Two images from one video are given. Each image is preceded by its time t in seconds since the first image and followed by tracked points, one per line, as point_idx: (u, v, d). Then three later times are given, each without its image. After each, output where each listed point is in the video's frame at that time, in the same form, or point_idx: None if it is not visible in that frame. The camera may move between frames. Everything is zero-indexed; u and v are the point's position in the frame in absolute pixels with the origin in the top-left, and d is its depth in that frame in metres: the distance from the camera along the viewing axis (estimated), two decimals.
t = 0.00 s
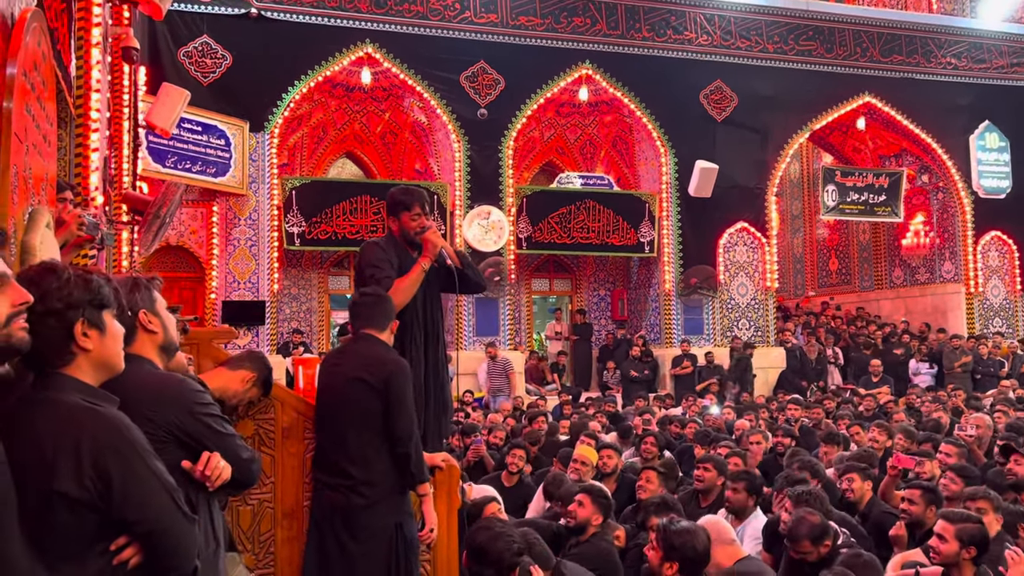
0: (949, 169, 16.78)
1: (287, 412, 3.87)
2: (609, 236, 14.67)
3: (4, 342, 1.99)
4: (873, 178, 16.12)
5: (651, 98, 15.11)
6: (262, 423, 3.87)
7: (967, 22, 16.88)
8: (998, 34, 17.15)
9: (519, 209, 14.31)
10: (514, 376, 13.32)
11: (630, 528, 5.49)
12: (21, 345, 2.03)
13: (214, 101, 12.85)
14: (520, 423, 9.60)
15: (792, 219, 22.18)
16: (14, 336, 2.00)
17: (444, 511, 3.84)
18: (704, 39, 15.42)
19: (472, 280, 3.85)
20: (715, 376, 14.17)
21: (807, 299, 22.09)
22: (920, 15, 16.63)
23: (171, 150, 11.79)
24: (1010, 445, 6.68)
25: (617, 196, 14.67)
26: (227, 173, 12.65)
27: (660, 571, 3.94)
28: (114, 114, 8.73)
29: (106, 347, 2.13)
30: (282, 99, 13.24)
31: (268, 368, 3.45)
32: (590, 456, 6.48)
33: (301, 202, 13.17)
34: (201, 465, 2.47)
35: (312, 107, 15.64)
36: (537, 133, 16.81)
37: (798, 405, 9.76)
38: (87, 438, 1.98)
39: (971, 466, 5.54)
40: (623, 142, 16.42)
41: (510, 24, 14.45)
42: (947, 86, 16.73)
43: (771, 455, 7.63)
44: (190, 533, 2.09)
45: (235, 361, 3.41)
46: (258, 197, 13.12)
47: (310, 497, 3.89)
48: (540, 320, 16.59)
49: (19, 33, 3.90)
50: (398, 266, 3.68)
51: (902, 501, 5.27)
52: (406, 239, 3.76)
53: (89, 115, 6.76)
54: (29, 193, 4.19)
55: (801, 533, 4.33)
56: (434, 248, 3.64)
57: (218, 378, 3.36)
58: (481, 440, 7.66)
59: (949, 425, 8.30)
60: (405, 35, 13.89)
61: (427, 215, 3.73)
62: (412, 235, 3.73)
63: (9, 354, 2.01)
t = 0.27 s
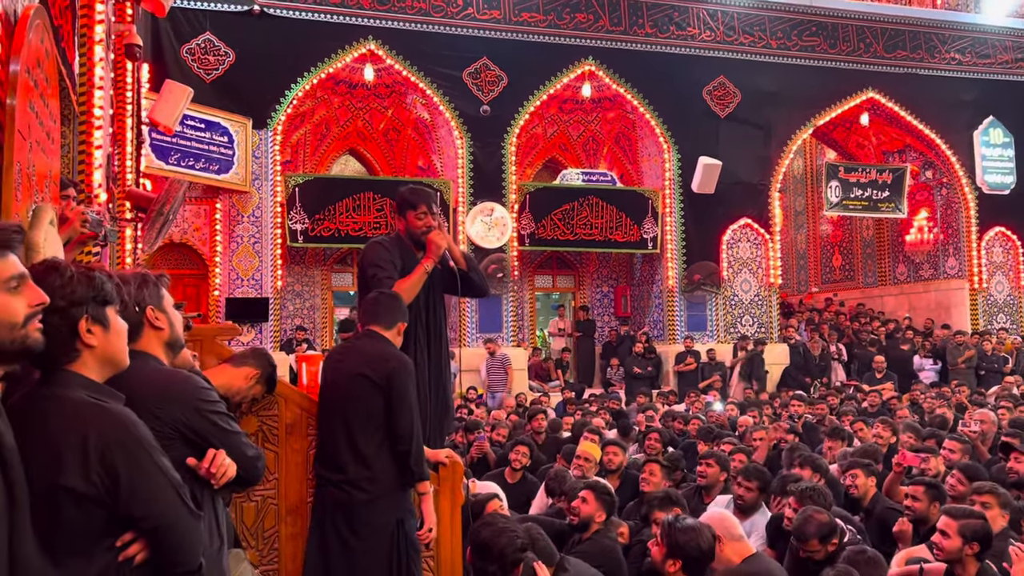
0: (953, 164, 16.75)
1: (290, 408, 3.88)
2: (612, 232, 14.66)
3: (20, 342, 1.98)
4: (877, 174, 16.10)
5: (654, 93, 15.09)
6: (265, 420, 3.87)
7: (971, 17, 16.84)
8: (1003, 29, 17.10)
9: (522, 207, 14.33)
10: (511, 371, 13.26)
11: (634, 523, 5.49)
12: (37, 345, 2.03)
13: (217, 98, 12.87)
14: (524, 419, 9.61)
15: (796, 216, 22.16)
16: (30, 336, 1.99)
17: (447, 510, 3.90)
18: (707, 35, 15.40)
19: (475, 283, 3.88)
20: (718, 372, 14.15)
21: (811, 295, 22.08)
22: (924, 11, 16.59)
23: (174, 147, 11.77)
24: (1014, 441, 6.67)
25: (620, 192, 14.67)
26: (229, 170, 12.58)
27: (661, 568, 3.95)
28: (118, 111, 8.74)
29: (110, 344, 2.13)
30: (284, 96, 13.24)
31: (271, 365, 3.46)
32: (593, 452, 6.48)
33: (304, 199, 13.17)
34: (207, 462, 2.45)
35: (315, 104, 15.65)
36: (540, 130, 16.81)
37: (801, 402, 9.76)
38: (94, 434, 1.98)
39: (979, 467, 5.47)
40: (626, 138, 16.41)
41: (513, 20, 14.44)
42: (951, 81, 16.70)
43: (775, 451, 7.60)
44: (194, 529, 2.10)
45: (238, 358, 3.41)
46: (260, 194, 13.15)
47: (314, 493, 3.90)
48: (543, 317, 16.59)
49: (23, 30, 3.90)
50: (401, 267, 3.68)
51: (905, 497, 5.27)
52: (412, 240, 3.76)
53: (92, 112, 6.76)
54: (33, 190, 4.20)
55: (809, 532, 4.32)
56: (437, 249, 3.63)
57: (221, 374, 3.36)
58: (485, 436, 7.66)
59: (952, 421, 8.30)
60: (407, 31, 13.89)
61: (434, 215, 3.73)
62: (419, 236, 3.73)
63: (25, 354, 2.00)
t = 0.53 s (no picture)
0: (955, 161, 16.73)
1: (292, 405, 3.88)
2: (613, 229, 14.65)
3: (34, 343, 1.92)
4: (879, 170, 16.09)
5: (656, 90, 15.08)
6: (267, 417, 3.86)
7: (974, 13, 16.81)
8: (1006, 25, 17.07)
9: (524, 203, 14.33)
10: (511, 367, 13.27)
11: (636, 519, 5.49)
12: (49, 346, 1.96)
13: (219, 94, 12.87)
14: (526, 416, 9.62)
15: (798, 212, 22.14)
16: (44, 337, 1.94)
17: (449, 508, 3.90)
18: (708, 32, 15.39)
19: (478, 287, 3.86)
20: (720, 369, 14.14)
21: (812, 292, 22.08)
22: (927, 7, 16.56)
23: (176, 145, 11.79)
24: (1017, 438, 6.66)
25: (622, 188, 14.65)
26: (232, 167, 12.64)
27: (666, 562, 3.94)
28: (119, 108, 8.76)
29: (118, 344, 2.14)
30: (286, 93, 13.23)
31: (274, 361, 3.46)
32: (595, 449, 6.48)
33: (306, 196, 13.16)
34: (209, 459, 2.45)
35: (317, 101, 15.64)
36: (542, 127, 16.81)
37: (803, 398, 9.76)
38: (98, 435, 1.98)
39: (983, 464, 5.44)
40: (628, 135, 16.40)
41: (514, 17, 14.43)
42: (954, 77, 16.67)
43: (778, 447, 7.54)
44: (195, 533, 2.09)
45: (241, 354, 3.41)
46: (262, 191, 13.17)
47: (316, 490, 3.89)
48: (545, 313, 16.59)
49: (25, 27, 3.90)
50: (405, 267, 3.69)
51: (908, 494, 5.26)
52: (417, 240, 3.76)
53: (95, 109, 6.76)
54: (35, 187, 4.20)
55: (808, 526, 4.31)
56: (441, 251, 3.60)
57: (223, 370, 3.35)
58: (487, 433, 7.67)
59: (955, 418, 8.28)
60: (408, 28, 13.88)
61: (439, 216, 3.72)
62: (424, 236, 3.73)
63: (38, 355, 1.94)
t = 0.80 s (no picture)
0: (956, 156, 16.71)
1: (293, 401, 3.88)
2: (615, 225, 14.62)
3: (41, 342, 1.92)
4: (880, 166, 16.07)
5: (657, 85, 15.06)
6: (268, 412, 3.88)
7: (976, 8, 16.78)
8: (1007, 20, 17.04)
9: (525, 199, 14.32)
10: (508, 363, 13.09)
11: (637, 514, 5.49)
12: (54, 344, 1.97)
13: (219, 90, 12.85)
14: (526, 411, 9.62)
15: (799, 208, 22.11)
16: (50, 335, 1.94)
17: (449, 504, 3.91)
18: (709, 27, 15.37)
19: (477, 294, 3.83)
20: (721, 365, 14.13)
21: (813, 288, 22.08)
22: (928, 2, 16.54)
23: (176, 140, 11.86)
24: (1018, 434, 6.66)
25: (624, 184, 14.63)
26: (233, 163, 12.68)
27: (668, 557, 3.93)
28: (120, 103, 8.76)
29: (124, 343, 2.12)
30: (287, 88, 13.22)
31: (275, 357, 3.45)
32: (596, 444, 6.48)
33: (307, 192, 13.14)
34: (210, 453, 2.45)
35: (317, 96, 15.63)
36: (542, 122, 16.79)
37: (804, 394, 9.75)
38: (105, 431, 1.98)
39: (985, 460, 5.44)
40: (629, 131, 16.39)
41: (515, 12, 14.41)
42: (955, 73, 16.65)
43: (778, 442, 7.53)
44: (202, 530, 2.09)
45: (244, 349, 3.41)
46: (263, 186, 13.13)
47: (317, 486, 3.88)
48: (546, 309, 16.59)
49: (25, 21, 3.89)
50: (406, 269, 3.70)
51: (909, 489, 5.26)
52: (420, 242, 3.77)
53: (95, 104, 6.76)
54: (35, 182, 4.19)
55: (799, 513, 4.33)
56: (444, 257, 3.60)
57: (224, 365, 3.35)
58: (488, 428, 7.66)
59: (956, 414, 8.28)
60: (409, 23, 13.86)
61: (444, 220, 3.71)
62: (428, 238, 3.73)
63: (43, 352, 1.94)
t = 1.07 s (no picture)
0: (956, 153, 16.70)
1: (293, 397, 3.88)
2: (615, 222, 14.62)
3: (41, 343, 1.91)
4: (880, 163, 16.06)
5: (657, 82, 15.05)
6: (268, 409, 3.88)
7: (977, 4, 16.76)
8: (1008, 17, 17.02)
9: (525, 196, 14.30)
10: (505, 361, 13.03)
11: (637, 511, 5.49)
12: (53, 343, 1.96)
13: (219, 87, 12.84)
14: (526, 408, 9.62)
15: (799, 205, 22.09)
16: (51, 337, 1.93)
17: (449, 499, 3.93)
18: (709, 24, 15.36)
19: (474, 295, 3.88)
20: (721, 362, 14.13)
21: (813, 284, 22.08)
22: None
23: (175, 137, 11.82)
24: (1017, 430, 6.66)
25: (624, 181, 14.63)
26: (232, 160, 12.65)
27: (668, 554, 3.93)
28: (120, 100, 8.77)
29: (125, 342, 2.12)
30: (286, 85, 13.21)
31: (275, 354, 3.45)
32: (596, 441, 6.48)
33: (307, 188, 13.11)
34: (211, 450, 2.45)
35: (317, 93, 15.61)
36: (542, 119, 16.78)
37: (804, 391, 9.76)
38: (113, 425, 1.98)
39: (985, 457, 5.45)
40: (629, 127, 16.38)
41: (515, 8, 14.40)
42: (956, 69, 16.63)
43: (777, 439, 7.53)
44: (208, 523, 2.09)
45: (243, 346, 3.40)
46: (263, 183, 13.14)
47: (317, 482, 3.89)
48: (546, 306, 16.58)
49: (24, 18, 3.89)
50: (406, 269, 3.70)
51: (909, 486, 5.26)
52: (421, 242, 3.78)
53: (94, 101, 6.75)
54: (34, 179, 4.19)
55: (796, 507, 4.33)
56: (444, 258, 3.60)
57: (224, 362, 3.35)
58: (488, 425, 7.66)
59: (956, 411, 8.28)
60: (409, 19, 13.85)
61: (445, 221, 3.74)
62: (429, 239, 3.75)
63: (42, 353, 1.94)
